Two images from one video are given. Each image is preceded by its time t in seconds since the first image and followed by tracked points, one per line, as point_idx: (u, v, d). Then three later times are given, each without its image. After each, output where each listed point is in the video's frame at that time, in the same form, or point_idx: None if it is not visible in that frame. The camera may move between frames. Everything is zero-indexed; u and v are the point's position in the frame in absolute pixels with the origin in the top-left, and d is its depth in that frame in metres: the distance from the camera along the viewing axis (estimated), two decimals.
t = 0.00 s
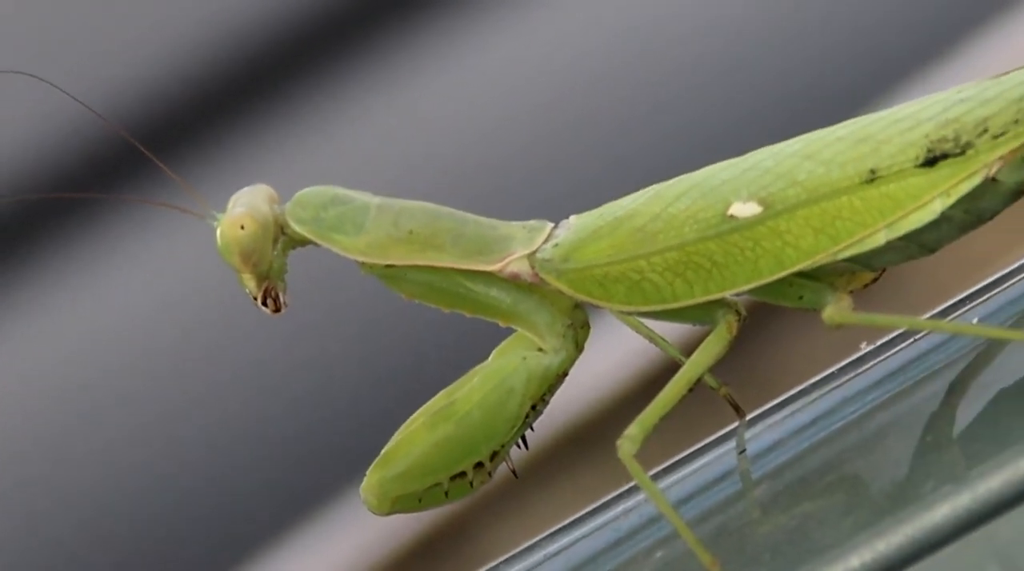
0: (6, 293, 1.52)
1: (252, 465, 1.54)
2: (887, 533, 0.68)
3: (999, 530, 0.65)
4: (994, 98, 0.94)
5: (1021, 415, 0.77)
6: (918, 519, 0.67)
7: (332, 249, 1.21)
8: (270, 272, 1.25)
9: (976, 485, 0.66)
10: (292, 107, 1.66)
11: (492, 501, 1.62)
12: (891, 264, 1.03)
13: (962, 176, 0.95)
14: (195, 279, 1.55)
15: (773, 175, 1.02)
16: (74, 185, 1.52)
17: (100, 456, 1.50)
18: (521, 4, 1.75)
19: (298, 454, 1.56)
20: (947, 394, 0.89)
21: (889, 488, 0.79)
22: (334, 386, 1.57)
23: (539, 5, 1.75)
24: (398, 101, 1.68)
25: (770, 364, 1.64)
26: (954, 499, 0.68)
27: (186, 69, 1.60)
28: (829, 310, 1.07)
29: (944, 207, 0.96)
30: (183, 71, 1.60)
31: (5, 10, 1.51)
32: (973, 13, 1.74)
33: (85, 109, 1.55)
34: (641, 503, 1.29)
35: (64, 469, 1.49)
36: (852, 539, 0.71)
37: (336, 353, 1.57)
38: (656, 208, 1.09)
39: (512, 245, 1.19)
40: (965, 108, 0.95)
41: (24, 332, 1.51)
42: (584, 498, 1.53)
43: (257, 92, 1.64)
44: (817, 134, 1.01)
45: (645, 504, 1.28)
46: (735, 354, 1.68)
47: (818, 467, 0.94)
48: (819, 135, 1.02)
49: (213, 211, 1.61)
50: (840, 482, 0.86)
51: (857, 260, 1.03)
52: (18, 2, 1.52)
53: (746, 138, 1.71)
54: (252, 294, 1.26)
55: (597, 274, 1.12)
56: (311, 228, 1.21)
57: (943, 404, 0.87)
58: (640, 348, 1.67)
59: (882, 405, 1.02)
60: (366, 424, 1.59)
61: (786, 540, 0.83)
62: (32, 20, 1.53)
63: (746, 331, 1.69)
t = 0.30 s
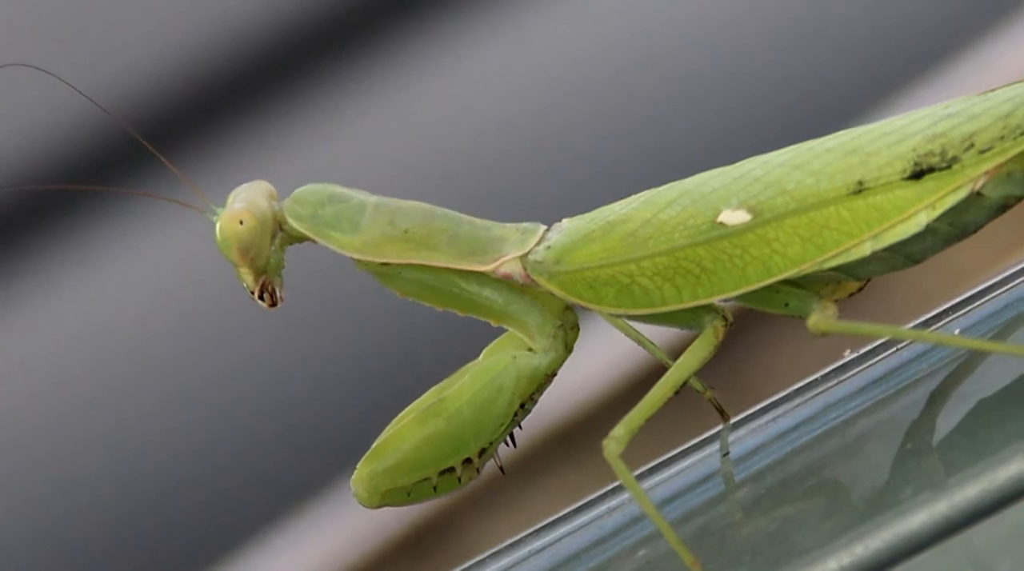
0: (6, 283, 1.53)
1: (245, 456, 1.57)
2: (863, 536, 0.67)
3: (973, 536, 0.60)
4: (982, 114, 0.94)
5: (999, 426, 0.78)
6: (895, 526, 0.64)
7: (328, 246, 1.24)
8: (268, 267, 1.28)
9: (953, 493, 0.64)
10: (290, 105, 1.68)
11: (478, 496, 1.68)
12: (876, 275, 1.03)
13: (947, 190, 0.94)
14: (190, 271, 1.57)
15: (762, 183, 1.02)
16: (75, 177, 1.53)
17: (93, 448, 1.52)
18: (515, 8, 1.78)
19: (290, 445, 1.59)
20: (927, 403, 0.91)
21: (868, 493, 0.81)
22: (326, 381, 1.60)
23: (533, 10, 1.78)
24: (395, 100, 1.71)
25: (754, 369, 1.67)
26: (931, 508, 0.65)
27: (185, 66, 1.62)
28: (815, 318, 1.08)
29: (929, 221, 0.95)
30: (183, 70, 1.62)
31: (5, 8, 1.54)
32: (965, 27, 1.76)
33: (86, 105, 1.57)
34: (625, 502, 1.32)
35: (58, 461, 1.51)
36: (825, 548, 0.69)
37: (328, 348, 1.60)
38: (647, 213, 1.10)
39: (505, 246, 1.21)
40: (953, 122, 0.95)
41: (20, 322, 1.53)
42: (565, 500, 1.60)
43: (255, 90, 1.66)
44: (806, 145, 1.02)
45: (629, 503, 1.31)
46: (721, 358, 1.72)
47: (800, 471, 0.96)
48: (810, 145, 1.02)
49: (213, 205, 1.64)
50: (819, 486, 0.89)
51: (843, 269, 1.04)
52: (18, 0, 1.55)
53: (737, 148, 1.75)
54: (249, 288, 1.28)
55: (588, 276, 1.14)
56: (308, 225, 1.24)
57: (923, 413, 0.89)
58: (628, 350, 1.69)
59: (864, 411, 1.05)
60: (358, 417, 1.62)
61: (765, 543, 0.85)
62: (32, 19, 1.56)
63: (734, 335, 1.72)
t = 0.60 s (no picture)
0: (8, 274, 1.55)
1: (239, 447, 1.60)
2: (844, 540, 0.64)
3: (951, 543, 0.59)
4: (968, 129, 0.97)
5: (978, 436, 0.76)
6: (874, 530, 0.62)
7: (325, 243, 1.26)
8: (265, 261, 1.31)
9: (934, 499, 0.62)
10: (291, 105, 1.71)
11: (467, 491, 1.73)
12: (861, 283, 1.05)
13: (933, 203, 0.97)
14: (190, 265, 1.58)
15: (752, 193, 1.05)
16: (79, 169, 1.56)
17: (90, 440, 1.55)
18: (514, 13, 1.81)
19: (285, 437, 1.62)
20: (909, 411, 0.91)
21: (849, 498, 0.79)
22: (319, 376, 1.62)
23: (531, 14, 1.81)
24: (395, 102, 1.74)
25: (739, 373, 1.71)
26: (911, 514, 0.63)
27: (186, 65, 1.64)
28: (800, 325, 1.11)
29: (915, 232, 0.98)
30: (186, 69, 1.64)
31: (5, 9, 1.54)
32: (954, 44, 1.80)
33: (90, 101, 1.58)
34: (610, 501, 1.35)
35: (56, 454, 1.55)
36: (803, 553, 0.66)
37: (323, 344, 1.63)
38: (638, 218, 1.13)
39: (498, 247, 1.24)
40: (941, 137, 0.98)
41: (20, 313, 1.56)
42: (551, 496, 1.64)
43: (257, 90, 1.70)
44: (795, 155, 1.05)
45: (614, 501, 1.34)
46: (707, 362, 1.75)
47: (783, 474, 0.99)
48: (800, 155, 1.04)
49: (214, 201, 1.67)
50: (803, 490, 0.88)
51: (827, 278, 1.07)
52: (19, 1, 1.56)
53: (727, 156, 1.79)
54: (247, 282, 1.31)
55: (579, 279, 1.17)
56: (306, 221, 1.27)
57: (904, 420, 0.89)
58: (615, 352, 1.73)
59: (846, 416, 1.07)
60: (350, 411, 1.65)
61: (747, 544, 0.84)
62: (32, 19, 1.56)
63: (720, 340, 1.75)
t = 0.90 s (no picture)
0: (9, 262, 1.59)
1: (232, 440, 1.63)
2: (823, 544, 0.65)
3: (928, 549, 0.61)
4: (955, 144, 0.99)
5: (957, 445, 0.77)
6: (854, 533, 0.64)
7: (322, 240, 1.29)
8: (264, 256, 1.33)
9: (912, 505, 0.63)
10: (291, 104, 1.74)
11: (456, 486, 1.76)
12: (847, 292, 1.09)
13: (919, 215, 0.99)
14: (189, 260, 1.61)
15: (742, 201, 1.08)
16: (83, 161, 1.60)
17: (84, 432, 1.58)
18: (514, 16, 1.84)
19: (278, 429, 1.66)
20: (890, 418, 0.91)
21: (830, 502, 0.80)
22: (313, 370, 1.65)
23: (529, 19, 1.84)
24: (394, 102, 1.77)
25: (726, 377, 1.74)
26: (889, 519, 0.64)
27: (188, 63, 1.67)
28: (786, 331, 1.14)
29: (900, 244, 1.00)
30: (187, 68, 1.67)
31: (5, 9, 1.56)
32: (946, 58, 1.82)
33: (94, 96, 1.62)
34: (595, 499, 1.37)
35: (49, 445, 1.57)
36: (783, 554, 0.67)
37: (317, 339, 1.65)
38: (630, 223, 1.16)
39: (492, 248, 1.27)
40: (928, 150, 1.00)
41: (21, 301, 1.58)
42: (539, 494, 1.68)
43: (258, 89, 1.72)
44: (785, 165, 1.07)
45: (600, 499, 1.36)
46: (694, 366, 1.78)
47: (765, 477, 0.96)
48: (789, 166, 1.07)
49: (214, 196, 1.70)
50: (783, 493, 0.88)
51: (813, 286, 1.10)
52: (19, 1, 1.57)
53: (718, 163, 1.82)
54: (245, 276, 1.33)
55: (571, 281, 1.20)
56: (304, 218, 1.29)
57: (886, 427, 0.89)
58: (604, 354, 1.76)
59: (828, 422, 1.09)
60: (343, 405, 1.68)
61: (730, 544, 0.84)
62: (32, 19, 1.58)
63: (707, 344, 1.78)
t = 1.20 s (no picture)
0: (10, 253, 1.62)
1: (225, 432, 1.66)
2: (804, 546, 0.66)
3: (908, 553, 0.62)
4: (943, 157, 1.02)
5: (937, 453, 0.80)
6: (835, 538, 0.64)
7: (320, 236, 1.32)
8: (262, 251, 1.36)
9: (891, 511, 0.64)
10: (290, 103, 1.76)
11: (445, 482, 1.80)
12: (833, 300, 1.11)
13: (906, 226, 1.02)
14: (186, 254, 1.65)
15: (732, 208, 1.11)
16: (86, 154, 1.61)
17: (79, 422, 1.61)
18: (511, 23, 1.88)
19: (272, 423, 1.68)
20: (872, 425, 0.93)
21: (811, 506, 0.83)
22: (306, 365, 1.67)
23: (525, 26, 1.87)
24: (393, 103, 1.79)
25: (713, 381, 1.77)
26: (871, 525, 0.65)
27: (188, 62, 1.70)
28: (772, 337, 1.17)
29: (887, 253, 1.04)
30: (188, 66, 1.70)
31: (5, 9, 1.59)
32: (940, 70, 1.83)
33: (97, 92, 1.65)
34: (581, 497, 1.40)
35: (43, 436, 1.60)
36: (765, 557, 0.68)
37: (310, 335, 1.68)
38: (623, 227, 1.19)
39: (487, 248, 1.30)
40: (916, 163, 1.03)
41: (22, 292, 1.61)
42: (526, 491, 1.71)
43: (258, 88, 1.75)
44: (775, 174, 1.11)
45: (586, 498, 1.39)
46: (682, 370, 1.81)
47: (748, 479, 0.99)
48: (779, 175, 1.10)
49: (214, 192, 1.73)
50: (765, 495, 0.90)
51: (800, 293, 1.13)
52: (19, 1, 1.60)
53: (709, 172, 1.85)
54: (242, 269, 1.36)
55: (563, 283, 1.23)
56: (303, 215, 1.32)
57: (868, 433, 0.91)
58: (593, 355, 1.79)
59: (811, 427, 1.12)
60: (333, 399, 1.70)
61: (712, 544, 0.86)
62: (32, 19, 1.61)
63: (695, 348, 1.82)
